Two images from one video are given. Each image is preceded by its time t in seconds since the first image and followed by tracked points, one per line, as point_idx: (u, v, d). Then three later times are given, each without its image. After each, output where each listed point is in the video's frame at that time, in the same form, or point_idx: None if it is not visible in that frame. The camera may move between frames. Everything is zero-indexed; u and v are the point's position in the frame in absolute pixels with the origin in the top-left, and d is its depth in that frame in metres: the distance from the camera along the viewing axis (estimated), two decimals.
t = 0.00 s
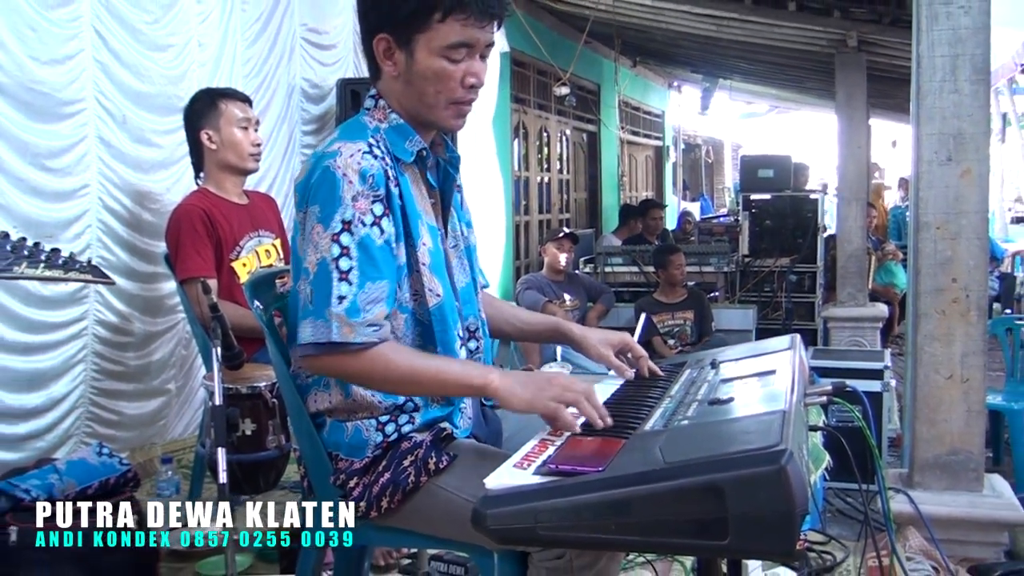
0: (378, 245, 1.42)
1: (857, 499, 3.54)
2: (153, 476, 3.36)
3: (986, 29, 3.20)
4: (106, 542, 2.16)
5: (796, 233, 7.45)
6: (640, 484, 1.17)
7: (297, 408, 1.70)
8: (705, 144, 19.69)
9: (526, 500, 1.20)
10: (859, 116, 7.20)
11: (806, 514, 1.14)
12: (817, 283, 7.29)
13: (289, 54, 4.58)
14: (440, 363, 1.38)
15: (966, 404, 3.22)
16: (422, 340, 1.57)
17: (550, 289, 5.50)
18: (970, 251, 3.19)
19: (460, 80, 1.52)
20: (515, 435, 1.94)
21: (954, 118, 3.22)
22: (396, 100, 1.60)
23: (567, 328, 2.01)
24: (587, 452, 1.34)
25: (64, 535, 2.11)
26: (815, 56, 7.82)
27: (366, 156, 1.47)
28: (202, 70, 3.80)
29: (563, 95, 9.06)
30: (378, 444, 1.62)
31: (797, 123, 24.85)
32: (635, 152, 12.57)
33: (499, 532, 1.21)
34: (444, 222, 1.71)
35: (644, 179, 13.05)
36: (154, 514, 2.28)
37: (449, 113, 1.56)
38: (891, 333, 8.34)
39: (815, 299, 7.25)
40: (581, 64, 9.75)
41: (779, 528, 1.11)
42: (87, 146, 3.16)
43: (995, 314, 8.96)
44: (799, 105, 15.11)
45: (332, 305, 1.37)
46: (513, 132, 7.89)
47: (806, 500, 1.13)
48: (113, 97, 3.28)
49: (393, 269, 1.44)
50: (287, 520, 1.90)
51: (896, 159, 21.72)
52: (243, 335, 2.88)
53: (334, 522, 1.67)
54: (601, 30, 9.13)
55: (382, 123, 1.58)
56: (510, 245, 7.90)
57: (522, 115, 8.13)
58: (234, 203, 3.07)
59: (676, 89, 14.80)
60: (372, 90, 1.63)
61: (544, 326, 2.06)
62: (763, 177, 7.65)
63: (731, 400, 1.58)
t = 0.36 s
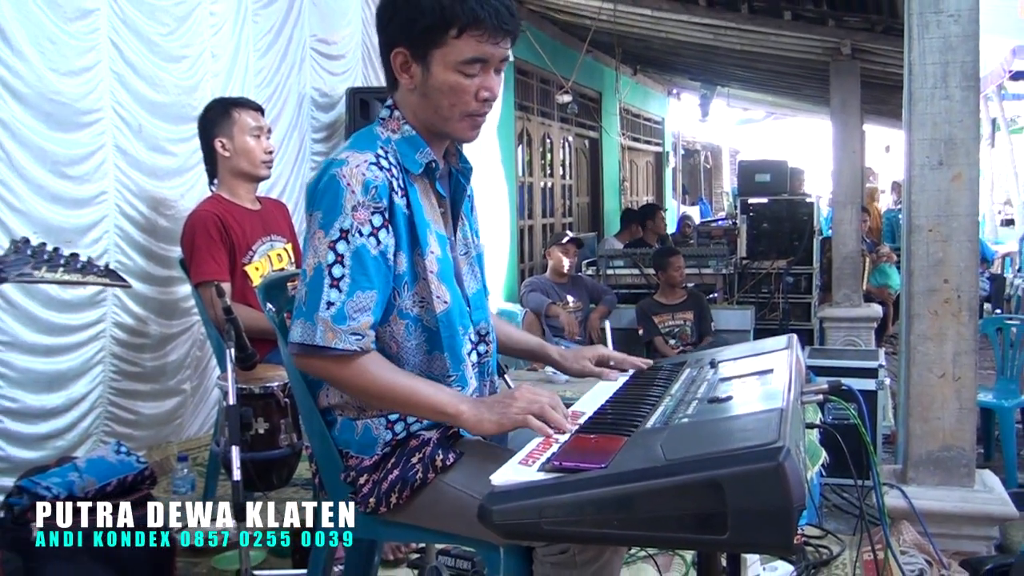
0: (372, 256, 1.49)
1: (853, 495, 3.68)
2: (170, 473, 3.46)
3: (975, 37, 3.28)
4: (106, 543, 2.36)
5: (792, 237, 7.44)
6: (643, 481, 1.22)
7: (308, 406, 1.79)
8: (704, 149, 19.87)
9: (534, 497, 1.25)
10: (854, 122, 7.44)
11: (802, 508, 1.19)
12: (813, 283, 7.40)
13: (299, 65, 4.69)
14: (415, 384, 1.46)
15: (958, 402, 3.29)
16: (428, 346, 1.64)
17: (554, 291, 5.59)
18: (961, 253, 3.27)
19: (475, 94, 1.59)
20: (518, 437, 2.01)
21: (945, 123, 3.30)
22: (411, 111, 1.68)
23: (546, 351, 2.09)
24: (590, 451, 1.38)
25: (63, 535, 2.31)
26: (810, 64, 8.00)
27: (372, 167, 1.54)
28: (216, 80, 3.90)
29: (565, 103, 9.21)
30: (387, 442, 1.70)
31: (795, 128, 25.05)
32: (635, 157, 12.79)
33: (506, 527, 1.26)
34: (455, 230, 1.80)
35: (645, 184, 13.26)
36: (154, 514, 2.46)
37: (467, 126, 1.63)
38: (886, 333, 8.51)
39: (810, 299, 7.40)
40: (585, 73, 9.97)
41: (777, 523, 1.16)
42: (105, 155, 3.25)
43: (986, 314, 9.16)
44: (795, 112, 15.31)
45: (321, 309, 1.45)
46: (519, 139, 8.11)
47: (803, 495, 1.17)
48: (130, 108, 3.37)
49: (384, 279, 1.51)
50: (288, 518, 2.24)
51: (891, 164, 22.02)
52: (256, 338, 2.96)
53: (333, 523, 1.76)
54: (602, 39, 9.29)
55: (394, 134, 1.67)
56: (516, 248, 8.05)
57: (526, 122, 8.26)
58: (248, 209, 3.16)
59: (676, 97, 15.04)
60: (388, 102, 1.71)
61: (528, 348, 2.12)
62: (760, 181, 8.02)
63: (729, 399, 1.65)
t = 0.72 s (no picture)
0: (392, 262, 1.57)
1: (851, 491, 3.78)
2: (188, 470, 3.67)
3: (967, 44, 3.38)
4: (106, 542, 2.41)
5: (791, 238, 7.85)
6: (646, 477, 1.28)
7: (321, 406, 1.88)
8: (705, 154, 20.02)
9: (542, 492, 1.31)
10: (850, 128, 7.43)
11: (801, 503, 1.24)
12: (811, 285, 7.69)
13: (311, 75, 4.98)
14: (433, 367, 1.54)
15: (952, 399, 3.39)
16: (438, 349, 1.73)
17: (560, 293, 5.67)
18: (955, 255, 3.38)
19: (494, 107, 1.69)
20: (525, 432, 2.12)
21: (938, 129, 3.41)
22: (428, 120, 1.77)
23: (551, 342, 2.19)
24: (594, 448, 1.45)
25: (63, 535, 2.38)
26: (806, 71, 8.15)
27: (393, 177, 1.62)
28: (231, 89, 4.11)
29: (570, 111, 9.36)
30: (397, 440, 1.79)
31: (793, 133, 25.23)
32: (637, 163, 12.99)
33: (512, 522, 1.33)
34: (465, 235, 1.90)
35: (646, 189, 13.46)
36: (154, 515, 2.49)
37: (484, 135, 1.73)
38: (881, 332, 8.75)
39: (809, 300, 7.68)
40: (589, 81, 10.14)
41: (777, 519, 1.22)
42: (123, 162, 3.41)
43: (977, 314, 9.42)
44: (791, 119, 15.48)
45: (342, 313, 1.53)
46: (524, 145, 8.24)
47: (802, 491, 1.23)
48: (147, 117, 3.54)
49: (403, 284, 1.59)
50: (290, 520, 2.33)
51: (887, 167, 22.22)
52: (270, 338, 3.04)
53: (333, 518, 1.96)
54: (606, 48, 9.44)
55: (412, 143, 1.75)
56: (521, 250, 8.21)
57: (531, 129, 8.39)
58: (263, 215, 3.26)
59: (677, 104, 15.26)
60: (406, 110, 1.80)
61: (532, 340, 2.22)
62: (759, 186, 8.15)
63: (730, 398, 1.72)
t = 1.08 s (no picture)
0: (421, 260, 1.66)
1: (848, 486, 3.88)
2: (205, 467, 3.84)
3: (959, 52, 3.50)
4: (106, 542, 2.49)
5: (790, 241, 7.92)
6: (650, 473, 1.34)
7: (334, 405, 1.97)
8: (706, 159, 20.18)
9: (549, 488, 1.39)
10: (847, 134, 7.48)
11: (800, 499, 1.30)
12: (811, 286, 7.81)
13: (324, 83, 5.16)
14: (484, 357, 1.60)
15: (946, 398, 3.51)
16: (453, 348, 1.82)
17: (565, 295, 5.76)
18: (949, 257, 3.49)
19: (501, 111, 1.78)
20: (532, 429, 2.19)
21: (931, 134, 3.52)
22: (438, 126, 1.86)
23: (561, 338, 2.25)
24: (600, 446, 1.53)
25: (62, 536, 2.47)
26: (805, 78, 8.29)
27: (410, 180, 1.71)
28: (246, 97, 4.30)
29: (575, 118, 9.49)
30: (408, 437, 1.86)
31: (793, 138, 25.42)
32: (641, 167, 13.15)
33: (519, 516, 1.40)
34: (474, 239, 1.99)
35: (650, 193, 13.62)
36: (154, 515, 2.56)
37: (490, 138, 1.81)
38: (878, 332, 8.91)
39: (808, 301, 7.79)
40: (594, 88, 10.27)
41: (776, 514, 1.28)
42: (143, 169, 3.57)
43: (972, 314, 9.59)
44: (789, 125, 15.61)
45: (386, 313, 1.60)
46: (531, 150, 8.36)
47: (801, 487, 1.28)
48: (165, 125, 3.70)
49: (434, 280, 1.68)
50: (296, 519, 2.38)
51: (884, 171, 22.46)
52: (284, 339, 3.13)
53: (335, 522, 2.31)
54: (610, 57, 9.58)
55: (425, 148, 1.84)
56: (528, 253, 8.32)
57: (537, 136, 8.51)
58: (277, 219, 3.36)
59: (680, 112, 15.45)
60: (418, 118, 1.89)
61: (542, 337, 2.30)
62: (759, 190, 8.28)
63: (730, 396, 1.79)
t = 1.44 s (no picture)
0: (432, 262, 1.74)
1: (847, 482, 3.96)
2: (221, 462, 4.00)
3: (954, 59, 3.59)
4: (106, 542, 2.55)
5: (792, 242, 8.01)
6: (654, 470, 1.42)
7: (345, 401, 2.05)
8: (709, 162, 20.25)
9: (555, 483, 1.46)
10: (847, 138, 7.55)
11: (799, 494, 1.37)
12: (811, 287, 7.87)
13: (337, 90, 5.39)
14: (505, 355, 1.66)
15: (943, 395, 3.58)
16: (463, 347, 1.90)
17: (572, 295, 5.82)
18: (946, 258, 3.56)
19: (513, 116, 1.86)
20: (540, 425, 2.27)
21: (929, 138, 3.60)
22: (450, 131, 1.93)
23: (569, 337, 2.34)
24: (605, 442, 1.60)
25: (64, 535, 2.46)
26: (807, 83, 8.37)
27: (420, 184, 1.78)
28: (263, 104, 4.53)
29: (582, 122, 9.60)
30: (417, 433, 1.94)
31: (794, 142, 25.51)
32: (646, 171, 13.24)
33: (526, 511, 1.48)
34: (482, 241, 2.07)
35: (654, 195, 13.70)
36: (154, 515, 2.63)
37: (502, 142, 1.89)
38: (877, 332, 8.98)
39: (809, 301, 7.85)
40: (600, 94, 10.39)
41: (776, 508, 1.35)
42: (160, 174, 3.75)
43: (968, 315, 9.67)
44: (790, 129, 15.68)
45: (404, 315, 1.68)
46: (538, 154, 8.46)
47: (800, 483, 1.35)
48: (183, 131, 3.89)
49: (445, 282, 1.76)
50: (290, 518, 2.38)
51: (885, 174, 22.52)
52: (299, 338, 3.22)
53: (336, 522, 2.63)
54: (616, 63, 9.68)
55: (434, 152, 1.92)
56: (535, 255, 8.41)
57: (545, 140, 8.61)
58: (290, 223, 3.46)
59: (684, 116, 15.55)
60: (428, 124, 1.97)
61: (548, 336, 2.38)
62: (761, 193, 8.38)
63: (732, 394, 1.87)
